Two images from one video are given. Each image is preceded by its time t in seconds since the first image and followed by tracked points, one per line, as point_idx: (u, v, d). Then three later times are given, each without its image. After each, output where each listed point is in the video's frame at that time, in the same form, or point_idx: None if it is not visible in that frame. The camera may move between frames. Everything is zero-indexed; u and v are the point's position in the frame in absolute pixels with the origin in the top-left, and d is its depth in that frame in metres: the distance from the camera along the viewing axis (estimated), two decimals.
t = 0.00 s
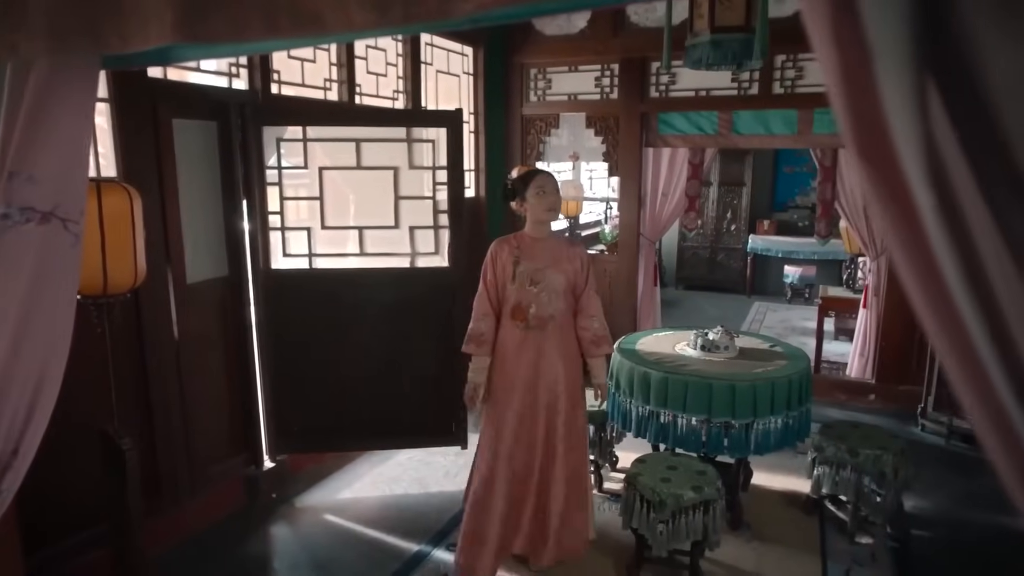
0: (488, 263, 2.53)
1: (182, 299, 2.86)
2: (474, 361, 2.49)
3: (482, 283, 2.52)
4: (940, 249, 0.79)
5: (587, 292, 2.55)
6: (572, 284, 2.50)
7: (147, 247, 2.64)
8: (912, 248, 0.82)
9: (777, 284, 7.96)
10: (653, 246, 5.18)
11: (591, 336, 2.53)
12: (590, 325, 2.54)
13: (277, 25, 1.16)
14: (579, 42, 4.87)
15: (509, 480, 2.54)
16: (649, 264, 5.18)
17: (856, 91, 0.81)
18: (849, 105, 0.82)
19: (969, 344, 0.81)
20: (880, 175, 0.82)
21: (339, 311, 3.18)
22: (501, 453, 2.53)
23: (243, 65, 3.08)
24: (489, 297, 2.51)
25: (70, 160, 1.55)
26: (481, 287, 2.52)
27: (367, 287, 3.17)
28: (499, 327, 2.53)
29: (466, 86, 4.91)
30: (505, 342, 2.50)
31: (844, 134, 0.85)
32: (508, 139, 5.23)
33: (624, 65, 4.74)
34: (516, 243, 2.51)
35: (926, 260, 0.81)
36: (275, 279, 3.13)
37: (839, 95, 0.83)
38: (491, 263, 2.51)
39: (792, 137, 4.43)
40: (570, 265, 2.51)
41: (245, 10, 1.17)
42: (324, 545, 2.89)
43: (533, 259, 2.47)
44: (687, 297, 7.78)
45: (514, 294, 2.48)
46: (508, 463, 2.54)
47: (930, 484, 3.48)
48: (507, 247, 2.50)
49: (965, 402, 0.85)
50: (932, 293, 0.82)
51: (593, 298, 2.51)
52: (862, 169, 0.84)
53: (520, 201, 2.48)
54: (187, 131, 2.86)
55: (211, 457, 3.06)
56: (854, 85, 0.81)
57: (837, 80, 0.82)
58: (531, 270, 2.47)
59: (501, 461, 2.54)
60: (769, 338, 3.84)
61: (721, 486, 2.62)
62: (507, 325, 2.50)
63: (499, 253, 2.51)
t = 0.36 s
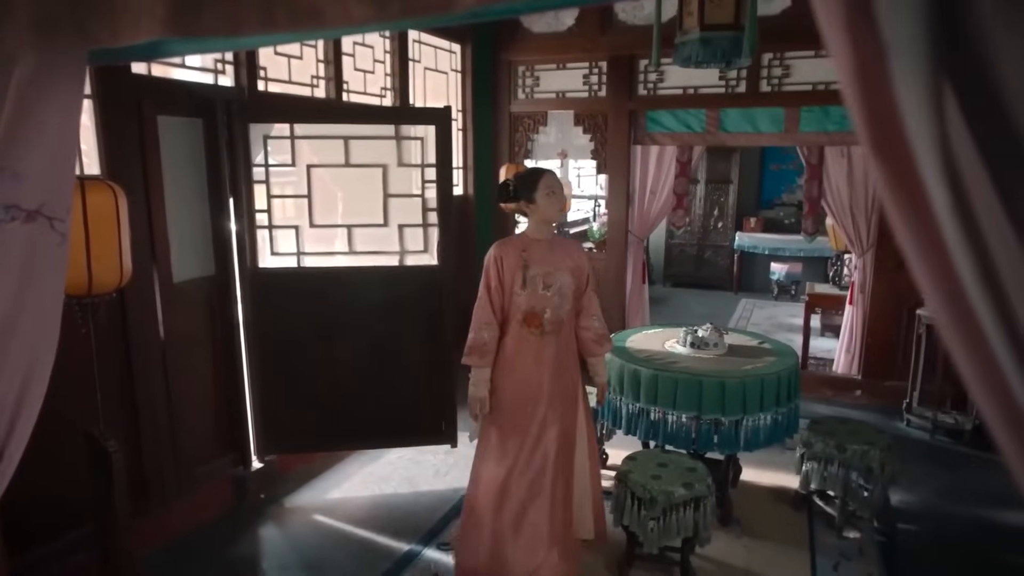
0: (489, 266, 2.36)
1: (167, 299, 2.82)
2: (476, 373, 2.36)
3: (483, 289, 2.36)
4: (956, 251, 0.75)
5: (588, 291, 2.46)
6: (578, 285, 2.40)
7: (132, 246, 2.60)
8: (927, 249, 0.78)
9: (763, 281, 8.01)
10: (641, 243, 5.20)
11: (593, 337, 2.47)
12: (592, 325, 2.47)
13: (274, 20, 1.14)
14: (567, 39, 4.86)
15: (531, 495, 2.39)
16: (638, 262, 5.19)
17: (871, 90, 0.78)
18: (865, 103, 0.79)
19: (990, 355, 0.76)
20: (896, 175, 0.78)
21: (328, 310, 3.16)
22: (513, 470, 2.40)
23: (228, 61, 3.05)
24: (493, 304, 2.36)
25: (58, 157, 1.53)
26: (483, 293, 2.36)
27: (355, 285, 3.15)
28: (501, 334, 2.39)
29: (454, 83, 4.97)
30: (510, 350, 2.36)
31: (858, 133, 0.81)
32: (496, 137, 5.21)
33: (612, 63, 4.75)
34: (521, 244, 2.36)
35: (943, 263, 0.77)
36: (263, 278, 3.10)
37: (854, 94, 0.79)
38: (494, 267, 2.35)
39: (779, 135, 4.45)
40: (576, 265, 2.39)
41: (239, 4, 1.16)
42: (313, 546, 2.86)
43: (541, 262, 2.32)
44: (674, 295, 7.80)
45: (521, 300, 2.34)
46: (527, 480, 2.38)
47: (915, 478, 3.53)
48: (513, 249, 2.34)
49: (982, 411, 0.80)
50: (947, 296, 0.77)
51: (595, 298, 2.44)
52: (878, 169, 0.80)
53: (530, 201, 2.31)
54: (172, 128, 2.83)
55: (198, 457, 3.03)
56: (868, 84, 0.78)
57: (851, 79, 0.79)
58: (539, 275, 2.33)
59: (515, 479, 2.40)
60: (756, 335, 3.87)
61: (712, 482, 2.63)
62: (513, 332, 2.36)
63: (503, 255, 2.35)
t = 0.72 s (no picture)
0: (502, 276, 2.20)
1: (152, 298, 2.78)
2: (498, 396, 2.19)
3: (499, 301, 2.20)
4: (988, 276, 0.64)
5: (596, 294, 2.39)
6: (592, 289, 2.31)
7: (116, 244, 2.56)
8: (955, 269, 0.66)
9: (749, 277, 8.06)
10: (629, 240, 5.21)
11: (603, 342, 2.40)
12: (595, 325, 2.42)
13: (270, 10, 1.11)
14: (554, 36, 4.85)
15: (562, 512, 2.30)
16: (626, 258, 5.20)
17: (886, 89, 0.65)
18: (881, 103, 0.66)
19: None
20: (922, 188, 0.66)
21: (314, 309, 3.14)
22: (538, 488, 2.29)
23: (213, 57, 3.01)
24: (510, 316, 2.20)
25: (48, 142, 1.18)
26: (500, 307, 2.19)
27: (343, 284, 3.13)
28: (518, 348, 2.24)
29: (441, 80, 4.95)
30: (532, 363, 2.22)
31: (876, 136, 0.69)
32: (483, 134, 5.20)
33: (600, 60, 4.75)
34: (537, 249, 2.22)
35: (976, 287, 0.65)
36: (250, 276, 3.07)
37: (868, 92, 0.67)
38: (508, 276, 2.19)
39: (765, 132, 4.47)
40: (589, 268, 2.30)
41: None
42: (303, 547, 2.84)
43: (560, 267, 2.21)
44: (661, 292, 7.84)
45: (541, 308, 2.21)
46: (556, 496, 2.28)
47: (901, 472, 3.56)
48: (529, 254, 2.21)
49: None
50: (982, 321, 0.66)
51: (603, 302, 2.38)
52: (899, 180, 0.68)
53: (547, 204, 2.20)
54: (155, 124, 2.79)
55: (184, 458, 2.99)
56: (884, 82, 0.65)
57: (866, 75, 0.66)
58: (558, 281, 2.21)
59: (542, 496, 2.29)
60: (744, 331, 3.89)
61: (702, 479, 2.64)
62: (533, 344, 2.22)
63: (518, 262, 2.20)
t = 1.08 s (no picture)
0: (534, 277, 1.99)
1: (135, 298, 2.73)
2: (540, 412, 1.93)
3: (536, 304, 1.97)
4: (1009, 262, 0.67)
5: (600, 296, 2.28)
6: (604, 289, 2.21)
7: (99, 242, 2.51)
8: (975, 262, 0.70)
9: (734, 273, 8.12)
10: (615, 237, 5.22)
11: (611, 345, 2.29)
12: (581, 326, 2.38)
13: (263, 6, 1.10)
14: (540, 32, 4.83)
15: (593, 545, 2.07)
16: (612, 255, 5.22)
17: (914, 88, 0.69)
18: (907, 100, 0.70)
19: None
20: (944, 180, 0.69)
21: (301, 307, 3.11)
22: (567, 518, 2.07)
23: (195, 52, 2.97)
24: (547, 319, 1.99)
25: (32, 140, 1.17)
26: (538, 309, 1.96)
27: (330, 281, 3.11)
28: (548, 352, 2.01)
29: (427, 76, 4.90)
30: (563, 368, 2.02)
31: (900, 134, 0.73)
32: (468, 130, 5.17)
33: (585, 56, 4.75)
34: (565, 246, 2.05)
35: (994, 274, 0.69)
36: (235, 275, 3.02)
37: (893, 93, 0.71)
38: (541, 276, 1.99)
39: (750, 129, 4.50)
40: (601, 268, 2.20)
41: None
42: (291, 547, 2.82)
43: (586, 266, 2.07)
44: (647, 288, 7.86)
45: (575, 309, 2.05)
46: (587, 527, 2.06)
47: (885, 465, 3.61)
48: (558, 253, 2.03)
49: None
50: (1002, 312, 0.70)
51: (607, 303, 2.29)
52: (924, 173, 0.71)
53: (581, 199, 2.02)
54: (137, 120, 2.74)
55: (169, 459, 2.95)
56: (909, 82, 0.69)
57: (892, 77, 0.70)
58: (588, 278, 2.08)
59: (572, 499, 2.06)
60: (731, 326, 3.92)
61: (691, 474, 2.66)
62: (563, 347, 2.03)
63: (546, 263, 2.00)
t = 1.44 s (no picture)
0: (560, 277, 1.81)
1: (115, 297, 2.67)
2: (579, 417, 1.78)
3: (566, 306, 1.79)
4: None
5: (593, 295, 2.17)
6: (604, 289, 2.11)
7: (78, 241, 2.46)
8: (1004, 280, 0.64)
9: (717, 270, 8.17)
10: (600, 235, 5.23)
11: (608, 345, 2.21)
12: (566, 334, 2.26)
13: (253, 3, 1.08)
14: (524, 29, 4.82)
15: (613, 559, 1.95)
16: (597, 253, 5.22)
17: (932, 91, 0.61)
18: (925, 101, 0.62)
19: None
20: (964, 183, 0.63)
21: (286, 305, 3.12)
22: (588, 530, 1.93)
23: (176, 47, 2.92)
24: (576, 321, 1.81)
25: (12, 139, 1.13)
26: (568, 312, 1.78)
27: (314, 279, 3.13)
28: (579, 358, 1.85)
29: (411, 72, 4.89)
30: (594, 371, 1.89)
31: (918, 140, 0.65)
32: (452, 127, 5.15)
33: (570, 53, 4.74)
34: (582, 247, 1.91)
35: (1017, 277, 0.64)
36: (220, 272, 3.03)
37: (909, 92, 0.63)
38: (567, 276, 1.82)
39: (735, 126, 4.52)
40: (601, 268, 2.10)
41: None
42: (277, 548, 2.79)
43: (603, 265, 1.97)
44: (631, 285, 7.90)
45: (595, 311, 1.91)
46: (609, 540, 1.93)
47: (868, 458, 3.66)
48: (581, 252, 1.88)
49: None
50: None
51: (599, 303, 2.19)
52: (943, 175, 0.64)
53: (612, 202, 1.91)
54: (116, 117, 2.67)
55: (152, 461, 2.89)
56: (927, 84, 0.61)
57: (910, 76, 0.62)
58: (600, 278, 1.95)
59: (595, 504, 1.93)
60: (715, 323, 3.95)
61: (679, 470, 2.67)
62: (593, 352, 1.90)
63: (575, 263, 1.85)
